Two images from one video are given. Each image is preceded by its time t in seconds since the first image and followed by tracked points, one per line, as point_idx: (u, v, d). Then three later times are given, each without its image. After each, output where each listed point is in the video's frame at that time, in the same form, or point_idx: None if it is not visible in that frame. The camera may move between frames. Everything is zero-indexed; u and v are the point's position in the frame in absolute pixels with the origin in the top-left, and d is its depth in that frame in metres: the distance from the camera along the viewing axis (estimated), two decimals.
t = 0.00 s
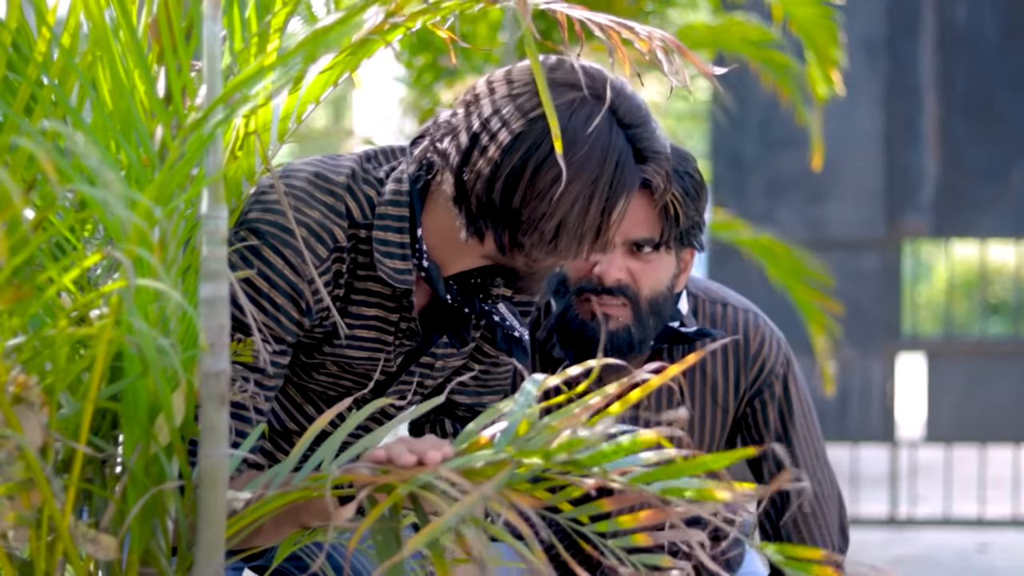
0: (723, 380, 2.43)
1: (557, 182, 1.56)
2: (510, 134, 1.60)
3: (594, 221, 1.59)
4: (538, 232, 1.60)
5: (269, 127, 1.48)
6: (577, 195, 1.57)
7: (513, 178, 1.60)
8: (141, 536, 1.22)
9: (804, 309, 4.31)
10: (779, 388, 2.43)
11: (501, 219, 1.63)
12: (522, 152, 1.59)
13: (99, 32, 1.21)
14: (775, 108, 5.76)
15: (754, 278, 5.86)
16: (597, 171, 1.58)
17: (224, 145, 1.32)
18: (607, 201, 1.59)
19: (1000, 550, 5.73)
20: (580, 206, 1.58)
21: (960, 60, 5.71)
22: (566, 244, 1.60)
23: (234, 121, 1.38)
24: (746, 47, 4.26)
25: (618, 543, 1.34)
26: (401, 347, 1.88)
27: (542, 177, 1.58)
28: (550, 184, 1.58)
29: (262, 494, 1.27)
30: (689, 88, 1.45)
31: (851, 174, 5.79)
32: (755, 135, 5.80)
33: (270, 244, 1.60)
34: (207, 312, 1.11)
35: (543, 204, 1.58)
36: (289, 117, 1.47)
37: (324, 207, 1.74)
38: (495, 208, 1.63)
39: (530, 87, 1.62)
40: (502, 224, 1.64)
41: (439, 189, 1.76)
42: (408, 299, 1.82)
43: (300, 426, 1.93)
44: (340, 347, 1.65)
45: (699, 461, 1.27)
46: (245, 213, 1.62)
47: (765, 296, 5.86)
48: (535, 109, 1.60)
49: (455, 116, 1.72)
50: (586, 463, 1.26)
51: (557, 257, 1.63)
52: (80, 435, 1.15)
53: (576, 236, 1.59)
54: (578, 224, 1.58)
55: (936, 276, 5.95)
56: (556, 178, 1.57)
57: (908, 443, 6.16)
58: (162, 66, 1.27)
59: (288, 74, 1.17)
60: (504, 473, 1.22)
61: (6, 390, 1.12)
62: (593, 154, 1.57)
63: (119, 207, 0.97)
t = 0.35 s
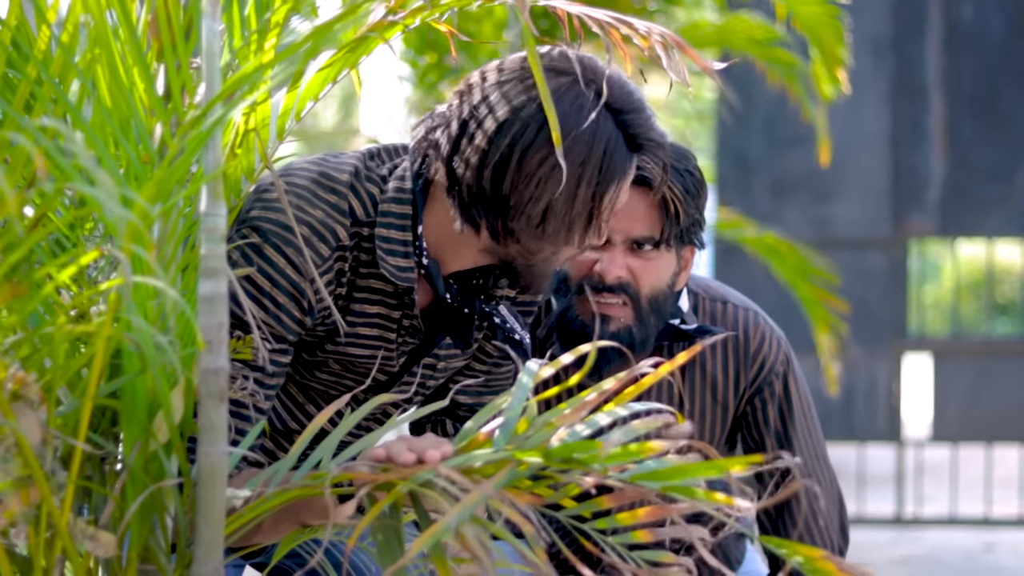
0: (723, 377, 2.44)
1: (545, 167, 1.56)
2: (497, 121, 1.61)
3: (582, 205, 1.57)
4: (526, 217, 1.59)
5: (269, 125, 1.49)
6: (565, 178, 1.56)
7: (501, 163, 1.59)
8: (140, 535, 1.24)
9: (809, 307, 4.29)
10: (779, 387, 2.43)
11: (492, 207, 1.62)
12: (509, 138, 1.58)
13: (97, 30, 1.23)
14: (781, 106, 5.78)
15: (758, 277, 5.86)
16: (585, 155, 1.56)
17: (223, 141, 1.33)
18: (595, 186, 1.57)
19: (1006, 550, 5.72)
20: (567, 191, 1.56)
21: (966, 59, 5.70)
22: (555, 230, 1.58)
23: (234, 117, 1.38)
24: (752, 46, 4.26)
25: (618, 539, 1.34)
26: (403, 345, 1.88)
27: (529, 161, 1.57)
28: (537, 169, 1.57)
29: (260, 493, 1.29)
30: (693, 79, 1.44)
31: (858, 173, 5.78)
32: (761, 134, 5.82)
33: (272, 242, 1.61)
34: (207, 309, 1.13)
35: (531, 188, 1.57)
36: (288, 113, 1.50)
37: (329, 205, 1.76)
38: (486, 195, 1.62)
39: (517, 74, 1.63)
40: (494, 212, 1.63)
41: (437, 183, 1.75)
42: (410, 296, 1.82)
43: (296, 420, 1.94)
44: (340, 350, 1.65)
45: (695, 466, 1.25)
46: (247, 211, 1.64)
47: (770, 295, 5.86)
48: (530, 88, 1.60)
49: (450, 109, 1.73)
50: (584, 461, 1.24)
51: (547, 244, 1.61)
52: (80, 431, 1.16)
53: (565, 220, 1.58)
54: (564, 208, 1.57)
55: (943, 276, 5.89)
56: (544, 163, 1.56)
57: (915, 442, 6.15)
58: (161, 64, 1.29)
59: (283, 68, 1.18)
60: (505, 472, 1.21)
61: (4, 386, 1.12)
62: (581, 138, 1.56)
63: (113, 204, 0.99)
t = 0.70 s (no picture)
0: (727, 378, 2.42)
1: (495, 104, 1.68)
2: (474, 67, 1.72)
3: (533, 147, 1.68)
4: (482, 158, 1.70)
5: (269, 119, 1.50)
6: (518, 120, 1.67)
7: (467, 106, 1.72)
8: (140, 529, 1.26)
9: (813, 305, 4.28)
10: (781, 382, 2.45)
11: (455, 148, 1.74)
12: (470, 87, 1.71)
13: (97, 27, 1.25)
14: (786, 104, 5.77)
15: (763, 277, 5.85)
16: (537, 100, 1.67)
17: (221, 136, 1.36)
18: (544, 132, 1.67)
19: (1011, 548, 5.71)
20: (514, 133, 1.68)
21: (970, 57, 5.70)
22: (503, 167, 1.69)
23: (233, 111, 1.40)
24: (757, 43, 4.25)
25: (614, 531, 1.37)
26: (403, 330, 1.90)
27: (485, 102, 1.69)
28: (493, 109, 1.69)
29: (260, 489, 1.31)
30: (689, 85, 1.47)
31: (863, 172, 5.76)
32: (765, 132, 5.82)
33: (279, 218, 1.66)
34: (206, 304, 1.15)
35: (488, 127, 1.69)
36: (289, 110, 1.49)
37: (336, 184, 1.79)
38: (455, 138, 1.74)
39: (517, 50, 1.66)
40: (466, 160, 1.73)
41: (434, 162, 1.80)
42: (410, 276, 1.84)
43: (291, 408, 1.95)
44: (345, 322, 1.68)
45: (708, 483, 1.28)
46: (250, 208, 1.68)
47: (775, 294, 5.85)
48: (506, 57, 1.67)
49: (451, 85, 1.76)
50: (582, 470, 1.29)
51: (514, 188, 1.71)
52: (80, 425, 1.17)
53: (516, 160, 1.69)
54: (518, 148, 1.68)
55: (947, 274, 5.90)
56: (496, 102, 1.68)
57: (920, 441, 6.15)
58: (161, 58, 1.30)
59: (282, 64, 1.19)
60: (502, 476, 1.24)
61: (4, 381, 1.15)
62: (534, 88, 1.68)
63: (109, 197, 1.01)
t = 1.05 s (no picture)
0: (727, 375, 2.44)
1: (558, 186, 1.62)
2: (526, 127, 1.65)
3: (596, 228, 1.64)
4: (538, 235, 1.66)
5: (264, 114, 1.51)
6: (580, 199, 1.63)
7: (521, 178, 1.65)
8: (136, 529, 1.27)
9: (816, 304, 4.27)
10: (781, 381, 2.47)
11: (504, 217, 1.68)
12: (527, 160, 1.64)
13: (89, 20, 1.26)
14: (788, 103, 5.78)
15: (765, 277, 5.84)
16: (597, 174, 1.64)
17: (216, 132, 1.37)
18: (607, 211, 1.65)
19: (1013, 548, 5.71)
20: (577, 213, 1.63)
21: (973, 56, 5.70)
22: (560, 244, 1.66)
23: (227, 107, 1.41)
24: (759, 42, 4.24)
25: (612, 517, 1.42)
26: (397, 340, 1.94)
27: (545, 180, 1.63)
28: (554, 188, 1.63)
29: (257, 485, 1.35)
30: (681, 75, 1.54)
31: (865, 170, 5.75)
32: (768, 131, 5.82)
33: (278, 224, 1.68)
34: (201, 302, 1.19)
35: (548, 206, 1.64)
36: (282, 104, 1.50)
37: (334, 191, 1.80)
38: (504, 207, 1.68)
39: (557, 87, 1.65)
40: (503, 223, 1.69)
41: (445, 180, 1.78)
42: (407, 291, 1.88)
43: (290, 403, 1.98)
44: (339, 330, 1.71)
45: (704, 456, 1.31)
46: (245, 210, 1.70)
47: (777, 293, 5.86)
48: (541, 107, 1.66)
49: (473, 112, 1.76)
50: (577, 454, 1.31)
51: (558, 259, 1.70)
52: (75, 424, 1.18)
53: (579, 241, 1.65)
54: (582, 228, 1.64)
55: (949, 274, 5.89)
56: (558, 181, 1.63)
57: (922, 440, 6.14)
58: (156, 56, 1.32)
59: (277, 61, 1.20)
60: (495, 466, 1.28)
61: None
62: (594, 163, 1.64)
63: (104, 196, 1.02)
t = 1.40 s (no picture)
0: (721, 374, 2.48)
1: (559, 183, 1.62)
2: (520, 128, 1.66)
3: (596, 223, 1.65)
4: (538, 230, 1.66)
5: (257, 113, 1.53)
6: (581, 193, 1.64)
7: (520, 174, 1.65)
8: (131, 532, 1.28)
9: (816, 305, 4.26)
10: (779, 382, 2.47)
11: (504, 214, 1.69)
12: (526, 156, 1.64)
13: (84, 22, 1.27)
14: (788, 104, 5.78)
15: (767, 278, 5.84)
16: (596, 169, 1.64)
17: (211, 133, 1.38)
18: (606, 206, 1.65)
19: (1015, 549, 5.69)
20: (577, 208, 1.64)
21: (975, 57, 5.69)
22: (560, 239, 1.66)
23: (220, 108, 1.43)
24: (759, 42, 4.23)
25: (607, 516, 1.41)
26: (399, 334, 1.96)
27: (545, 178, 1.63)
28: (555, 184, 1.63)
29: (251, 487, 1.36)
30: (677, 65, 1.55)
31: (866, 169, 5.75)
32: (770, 132, 5.82)
33: (271, 220, 1.69)
34: (196, 303, 1.19)
35: (549, 203, 1.64)
36: (271, 104, 1.53)
37: (326, 185, 1.84)
38: (503, 205, 1.68)
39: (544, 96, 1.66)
40: (502, 218, 1.69)
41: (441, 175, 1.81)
42: (407, 284, 1.90)
43: (292, 407, 2.00)
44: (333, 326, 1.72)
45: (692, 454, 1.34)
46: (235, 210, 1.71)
47: (777, 293, 5.85)
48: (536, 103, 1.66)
49: (463, 106, 1.78)
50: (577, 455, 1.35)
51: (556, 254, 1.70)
52: (69, 425, 1.19)
53: (580, 235, 1.65)
54: (582, 223, 1.64)
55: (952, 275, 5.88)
56: (558, 178, 1.63)
57: (924, 441, 6.13)
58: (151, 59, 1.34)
59: (269, 62, 1.21)
60: (495, 464, 1.29)
61: None
62: (593, 160, 1.64)
63: (97, 199, 1.03)
